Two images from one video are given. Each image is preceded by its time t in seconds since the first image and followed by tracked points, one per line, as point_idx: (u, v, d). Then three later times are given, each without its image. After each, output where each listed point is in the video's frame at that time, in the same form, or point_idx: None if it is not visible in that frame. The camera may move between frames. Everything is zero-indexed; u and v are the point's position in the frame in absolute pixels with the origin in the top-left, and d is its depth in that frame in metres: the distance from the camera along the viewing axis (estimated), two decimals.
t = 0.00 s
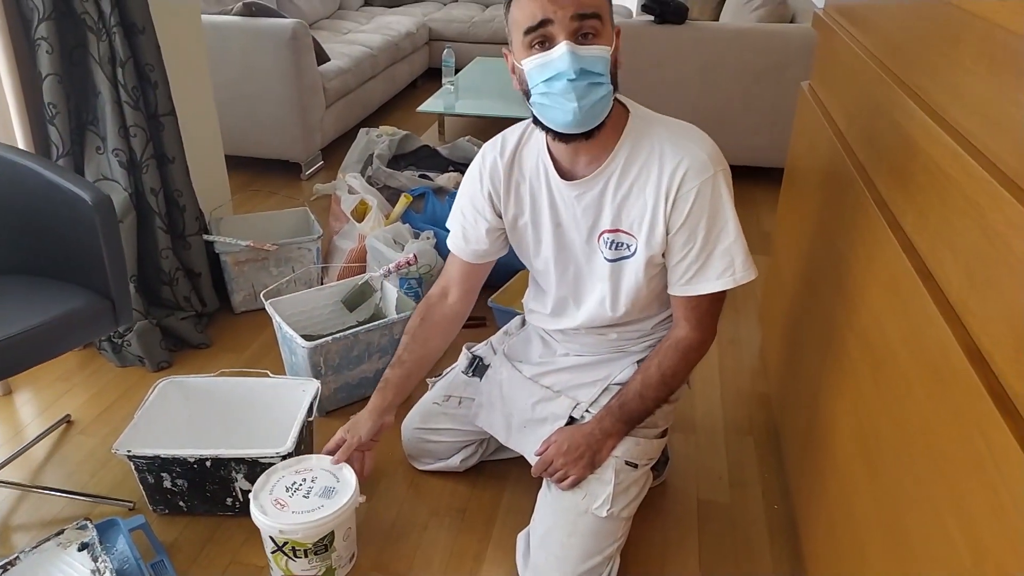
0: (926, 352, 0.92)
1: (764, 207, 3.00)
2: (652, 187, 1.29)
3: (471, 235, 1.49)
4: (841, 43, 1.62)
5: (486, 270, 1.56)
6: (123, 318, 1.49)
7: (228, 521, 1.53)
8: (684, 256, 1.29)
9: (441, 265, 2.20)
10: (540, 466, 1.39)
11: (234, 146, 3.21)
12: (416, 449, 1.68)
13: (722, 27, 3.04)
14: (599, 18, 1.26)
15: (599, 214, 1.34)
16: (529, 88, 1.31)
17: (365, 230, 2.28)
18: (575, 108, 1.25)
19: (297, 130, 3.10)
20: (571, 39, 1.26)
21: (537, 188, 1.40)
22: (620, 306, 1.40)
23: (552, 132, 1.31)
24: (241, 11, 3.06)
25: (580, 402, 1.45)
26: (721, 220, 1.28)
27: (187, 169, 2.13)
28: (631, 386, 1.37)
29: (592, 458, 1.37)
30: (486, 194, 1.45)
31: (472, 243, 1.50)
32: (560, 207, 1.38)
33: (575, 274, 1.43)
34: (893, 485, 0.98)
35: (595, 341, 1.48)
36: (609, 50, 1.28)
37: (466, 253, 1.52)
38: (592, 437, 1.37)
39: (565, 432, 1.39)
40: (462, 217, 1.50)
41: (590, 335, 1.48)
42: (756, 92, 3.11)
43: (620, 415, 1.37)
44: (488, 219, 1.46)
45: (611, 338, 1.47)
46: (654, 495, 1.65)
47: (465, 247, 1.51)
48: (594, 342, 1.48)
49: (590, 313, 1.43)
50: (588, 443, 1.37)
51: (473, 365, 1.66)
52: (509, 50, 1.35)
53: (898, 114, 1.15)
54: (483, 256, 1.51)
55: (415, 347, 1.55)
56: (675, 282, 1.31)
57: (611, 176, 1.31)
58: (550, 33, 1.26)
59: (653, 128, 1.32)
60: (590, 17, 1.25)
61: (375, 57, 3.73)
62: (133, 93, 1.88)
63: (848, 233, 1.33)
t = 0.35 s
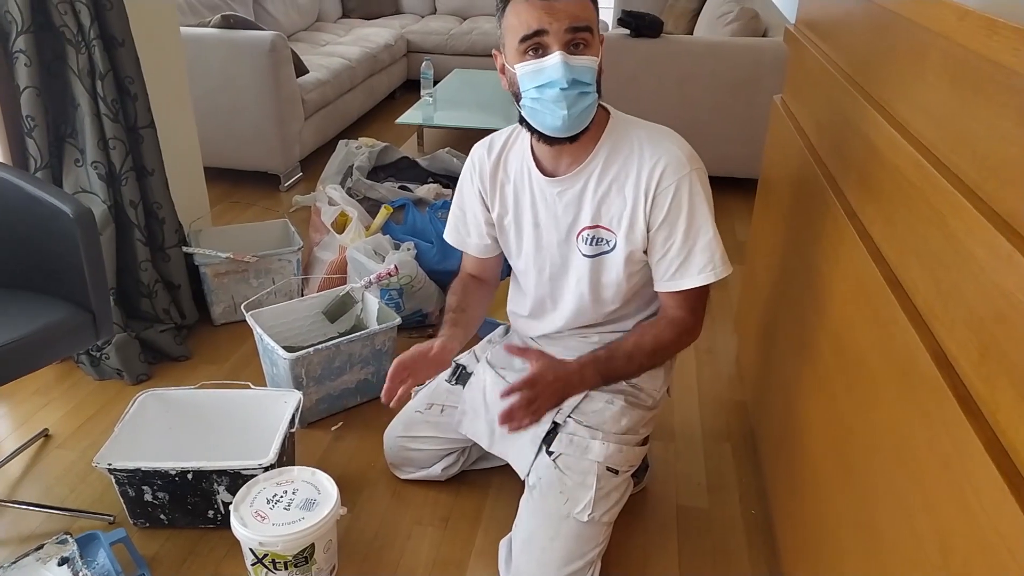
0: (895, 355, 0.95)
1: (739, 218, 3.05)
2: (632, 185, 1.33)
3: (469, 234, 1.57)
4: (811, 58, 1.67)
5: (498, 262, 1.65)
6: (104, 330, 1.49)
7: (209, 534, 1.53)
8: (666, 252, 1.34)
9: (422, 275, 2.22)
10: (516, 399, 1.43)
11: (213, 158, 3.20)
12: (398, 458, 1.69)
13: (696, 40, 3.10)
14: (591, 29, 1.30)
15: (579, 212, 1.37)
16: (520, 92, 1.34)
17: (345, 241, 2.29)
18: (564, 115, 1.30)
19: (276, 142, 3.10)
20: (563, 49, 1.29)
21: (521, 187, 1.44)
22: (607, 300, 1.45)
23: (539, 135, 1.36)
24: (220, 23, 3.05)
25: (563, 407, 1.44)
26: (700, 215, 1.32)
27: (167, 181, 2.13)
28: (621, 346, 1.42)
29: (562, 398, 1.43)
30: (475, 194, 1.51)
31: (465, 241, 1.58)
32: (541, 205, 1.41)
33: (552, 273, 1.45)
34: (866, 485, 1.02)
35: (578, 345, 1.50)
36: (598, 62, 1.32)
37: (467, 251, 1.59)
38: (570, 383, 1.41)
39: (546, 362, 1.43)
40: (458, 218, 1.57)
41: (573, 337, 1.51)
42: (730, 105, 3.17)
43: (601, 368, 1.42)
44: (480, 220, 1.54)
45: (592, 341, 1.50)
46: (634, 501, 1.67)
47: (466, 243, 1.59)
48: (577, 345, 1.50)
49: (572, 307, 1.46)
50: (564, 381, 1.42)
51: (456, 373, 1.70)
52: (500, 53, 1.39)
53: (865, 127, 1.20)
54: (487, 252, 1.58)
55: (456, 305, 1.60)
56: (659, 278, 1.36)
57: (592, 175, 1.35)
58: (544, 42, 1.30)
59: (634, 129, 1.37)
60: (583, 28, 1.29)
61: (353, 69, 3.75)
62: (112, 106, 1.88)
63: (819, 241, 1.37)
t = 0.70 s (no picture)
0: (874, 362, 0.97)
1: (721, 227, 3.09)
2: (637, 192, 1.36)
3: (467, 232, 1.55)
4: (791, 71, 1.70)
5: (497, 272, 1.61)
6: (87, 338, 1.49)
7: (193, 542, 1.52)
8: (662, 255, 1.35)
9: (407, 283, 2.22)
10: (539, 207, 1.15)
11: (197, 164, 3.19)
12: (383, 465, 1.69)
13: (679, 51, 3.13)
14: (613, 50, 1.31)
15: (583, 213, 1.39)
16: (536, 101, 1.35)
17: (330, 248, 2.29)
18: (578, 132, 1.32)
19: (261, 148, 3.09)
20: (584, 67, 1.30)
21: (526, 186, 1.45)
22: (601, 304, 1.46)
23: (551, 145, 1.37)
24: (204, 29, 3.04)
25: (551, 413, 1.47)
26: (697, 224, 1.35)
27: (151, 187, 2.13)
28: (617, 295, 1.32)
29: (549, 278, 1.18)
30: (480, 189, 1.52)
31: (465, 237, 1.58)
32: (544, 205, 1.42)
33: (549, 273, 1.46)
34: (846, 491, 1.03)
35: (568, 351, 1.50)
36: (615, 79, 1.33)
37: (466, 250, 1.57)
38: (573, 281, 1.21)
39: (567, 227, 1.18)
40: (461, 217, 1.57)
41: (562, 343, 1.51)
42: (712, 115, 3.20)
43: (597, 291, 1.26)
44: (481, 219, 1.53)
45: (584, 348, 1.50)
46: (619, 508, 1.69)
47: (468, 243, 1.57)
48: (566, 351, 1.50)
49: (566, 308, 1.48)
50: (567, 271, 1.19)
51: (443, 381, 1.69)
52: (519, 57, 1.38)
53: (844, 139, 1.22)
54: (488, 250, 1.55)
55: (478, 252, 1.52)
56: (649, 283, 1.38)
57: (599, 177, 1.37)
58: (566, 59, 1.30)
59: (642, 135, 1.39)
60: (604, 48, 1.29)
61: (339, 76, 3.75)
62: (96, 112, 1.88)
63: (800, 252, 1.39)
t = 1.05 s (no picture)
0: (868, 364, 0.97)
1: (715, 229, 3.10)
2: (646, 204, 1.36)
3: (475, 231, 1.58)
4: (784, 74, 1.71)
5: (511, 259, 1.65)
6: (82, 340, 1.49)
7: (188, 545, 1.52)
8: (672, 268, 1.36)
9: (402, 286, 2.23)
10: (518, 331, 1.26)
11: (192, 167, 3.19)
12: (379, 468, 1.69)
13: (674, 55, 3.14)
14: (606, 66, 1.29)
15: (589, 221, 1.40)
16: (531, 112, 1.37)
17: (326, 251, 2.29)
18: (565, 147, 1.34)
19: (256, 151, 3.09)
20: (571, 84, 1.30)
21: (531, 191, 1.46)
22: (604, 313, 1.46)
23: (548, 155, 1.40)
24: (200, 32, 3.04)
25: (547, 416, 1.48)
26: (708, 240, 1.35)
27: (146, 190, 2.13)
28: (621, 339, 1.39)
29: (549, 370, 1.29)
30: (487, 192, 1.52)
31: (474, 238, 1.58)
32: (549, 211, 1.43)
33: (552, 278, 1.46)
34: (840, 493, 1.04)
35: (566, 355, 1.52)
36: (610, 96, 1.31)
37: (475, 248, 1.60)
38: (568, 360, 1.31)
39: (548, 325, 1.28)
40: (468, 214, 1.58)
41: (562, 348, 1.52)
42: (707, 119, 3.22)
43: (597, 354, 1.36)
44: (488, 217, 1.55)
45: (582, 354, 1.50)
46: (614, 510, 1.69)
47: (475, 240, 1.59)
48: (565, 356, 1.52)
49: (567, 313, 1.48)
50: (561, 355, 1.29)
51: (439, 384, 1.70)
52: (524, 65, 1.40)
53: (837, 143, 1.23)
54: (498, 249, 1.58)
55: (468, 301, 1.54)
56: (660, 293, 1.39)
57: (609, 187, 1.38)
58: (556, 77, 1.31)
59: (655, 148, 1.39)
60: (594, 65, 1.28)
61: (334, 79, 3.75)
62: (92, 115, 1.88)
63: (793, 255, 1.41)
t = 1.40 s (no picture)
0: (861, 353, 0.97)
1: (710, 221, 3.11)
2: (620, 198, 1.34)
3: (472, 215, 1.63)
4: (778, 64, 1.71)
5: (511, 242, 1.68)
6: (75, 335, 1.48)
7: (183, 539, 1.52)
8: (646, 263, 1.34)
9: (397, 280, 2.22)
10: (476, 293, 1.30)
11: (185, 162, 3.18)
12: (374, 461, 1.69)
13: (667, 47, 3.14)
14: (495, 87, 1.29)
15: (568, 210, 1.39)
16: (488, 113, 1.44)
17: (320, 245, 2.29)
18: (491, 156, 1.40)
19: (249, 146, 3.08)
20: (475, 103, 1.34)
21: (516, 179, 1.47)
22: (589, 302, 1.47)
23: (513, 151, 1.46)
24: (191, 26, 3.03)
25: (539, 408, 1.48)
26: (682, 233, 1.31)
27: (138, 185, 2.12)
28: (592, 324, 1.41)
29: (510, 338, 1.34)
30: (479, 178, 1.56)
31: (474, 221, 1.64)
32: (533, 199, 1.44)
33: (538, 264, 1.48)
34: (833, 481, 1.04)
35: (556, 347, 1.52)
36: (511, 114, 1.31)
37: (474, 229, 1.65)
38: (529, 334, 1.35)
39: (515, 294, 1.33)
40: (465, 198, 1.62)
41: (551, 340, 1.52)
42: (701, 111, 3.22)
43: (563, 333, 1.37)
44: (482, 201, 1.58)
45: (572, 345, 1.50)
46: (610, 501, 1.70)
47: (473, 223, 1.64)
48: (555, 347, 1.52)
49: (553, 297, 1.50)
50: (521, 327, 1.33)
51: (434, 375, 1.70)
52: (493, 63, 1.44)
53: (830, 132, 1.23)
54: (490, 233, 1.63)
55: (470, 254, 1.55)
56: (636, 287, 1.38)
57: (584, 178, 1.36)
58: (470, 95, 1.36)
59: (633, 138, 1.36)
60: (481, 90, 1.30)
61: (327, 73, 3.74)
62: (83, 109, 1.87)
63: (786, 245, 1.41)
